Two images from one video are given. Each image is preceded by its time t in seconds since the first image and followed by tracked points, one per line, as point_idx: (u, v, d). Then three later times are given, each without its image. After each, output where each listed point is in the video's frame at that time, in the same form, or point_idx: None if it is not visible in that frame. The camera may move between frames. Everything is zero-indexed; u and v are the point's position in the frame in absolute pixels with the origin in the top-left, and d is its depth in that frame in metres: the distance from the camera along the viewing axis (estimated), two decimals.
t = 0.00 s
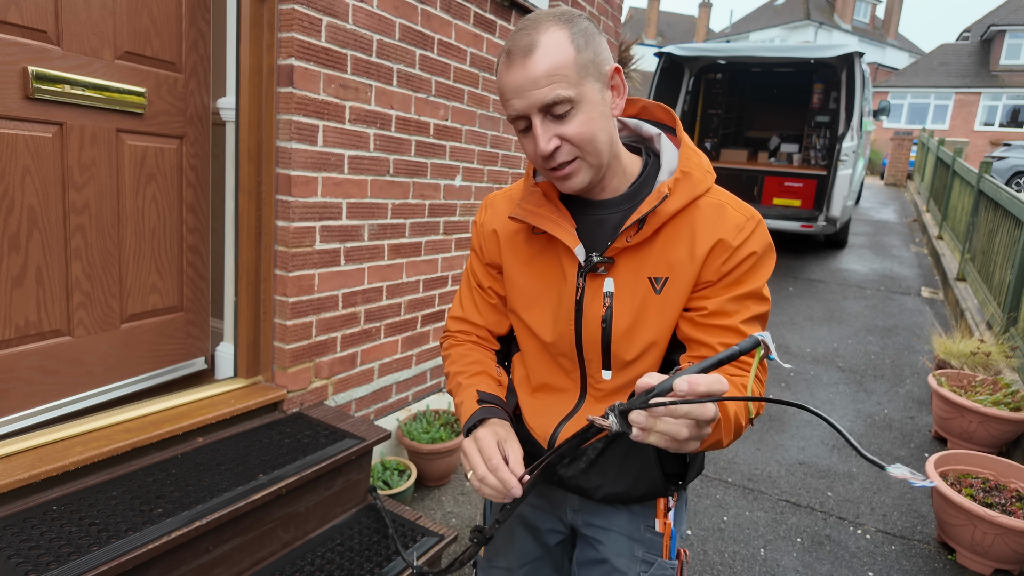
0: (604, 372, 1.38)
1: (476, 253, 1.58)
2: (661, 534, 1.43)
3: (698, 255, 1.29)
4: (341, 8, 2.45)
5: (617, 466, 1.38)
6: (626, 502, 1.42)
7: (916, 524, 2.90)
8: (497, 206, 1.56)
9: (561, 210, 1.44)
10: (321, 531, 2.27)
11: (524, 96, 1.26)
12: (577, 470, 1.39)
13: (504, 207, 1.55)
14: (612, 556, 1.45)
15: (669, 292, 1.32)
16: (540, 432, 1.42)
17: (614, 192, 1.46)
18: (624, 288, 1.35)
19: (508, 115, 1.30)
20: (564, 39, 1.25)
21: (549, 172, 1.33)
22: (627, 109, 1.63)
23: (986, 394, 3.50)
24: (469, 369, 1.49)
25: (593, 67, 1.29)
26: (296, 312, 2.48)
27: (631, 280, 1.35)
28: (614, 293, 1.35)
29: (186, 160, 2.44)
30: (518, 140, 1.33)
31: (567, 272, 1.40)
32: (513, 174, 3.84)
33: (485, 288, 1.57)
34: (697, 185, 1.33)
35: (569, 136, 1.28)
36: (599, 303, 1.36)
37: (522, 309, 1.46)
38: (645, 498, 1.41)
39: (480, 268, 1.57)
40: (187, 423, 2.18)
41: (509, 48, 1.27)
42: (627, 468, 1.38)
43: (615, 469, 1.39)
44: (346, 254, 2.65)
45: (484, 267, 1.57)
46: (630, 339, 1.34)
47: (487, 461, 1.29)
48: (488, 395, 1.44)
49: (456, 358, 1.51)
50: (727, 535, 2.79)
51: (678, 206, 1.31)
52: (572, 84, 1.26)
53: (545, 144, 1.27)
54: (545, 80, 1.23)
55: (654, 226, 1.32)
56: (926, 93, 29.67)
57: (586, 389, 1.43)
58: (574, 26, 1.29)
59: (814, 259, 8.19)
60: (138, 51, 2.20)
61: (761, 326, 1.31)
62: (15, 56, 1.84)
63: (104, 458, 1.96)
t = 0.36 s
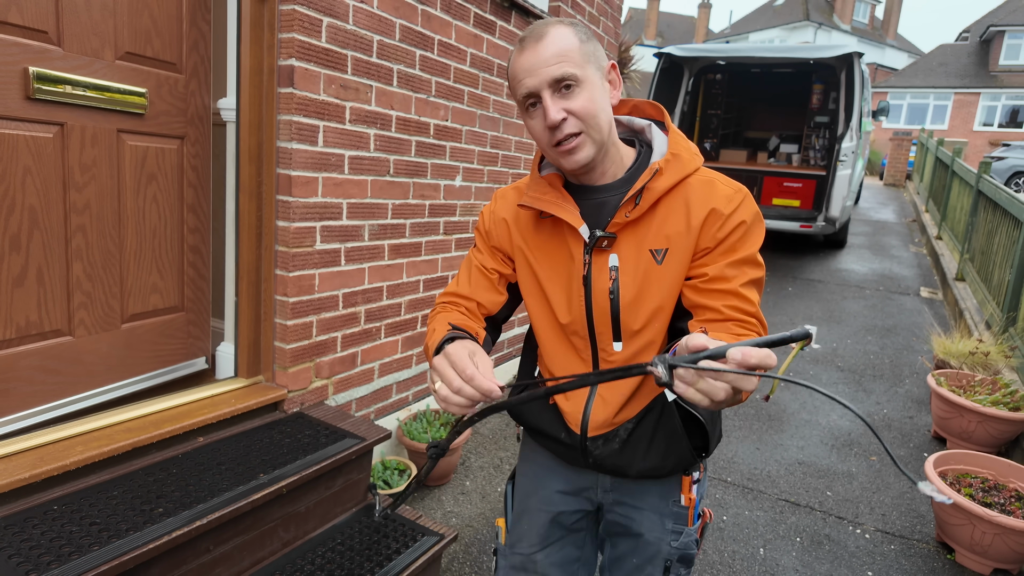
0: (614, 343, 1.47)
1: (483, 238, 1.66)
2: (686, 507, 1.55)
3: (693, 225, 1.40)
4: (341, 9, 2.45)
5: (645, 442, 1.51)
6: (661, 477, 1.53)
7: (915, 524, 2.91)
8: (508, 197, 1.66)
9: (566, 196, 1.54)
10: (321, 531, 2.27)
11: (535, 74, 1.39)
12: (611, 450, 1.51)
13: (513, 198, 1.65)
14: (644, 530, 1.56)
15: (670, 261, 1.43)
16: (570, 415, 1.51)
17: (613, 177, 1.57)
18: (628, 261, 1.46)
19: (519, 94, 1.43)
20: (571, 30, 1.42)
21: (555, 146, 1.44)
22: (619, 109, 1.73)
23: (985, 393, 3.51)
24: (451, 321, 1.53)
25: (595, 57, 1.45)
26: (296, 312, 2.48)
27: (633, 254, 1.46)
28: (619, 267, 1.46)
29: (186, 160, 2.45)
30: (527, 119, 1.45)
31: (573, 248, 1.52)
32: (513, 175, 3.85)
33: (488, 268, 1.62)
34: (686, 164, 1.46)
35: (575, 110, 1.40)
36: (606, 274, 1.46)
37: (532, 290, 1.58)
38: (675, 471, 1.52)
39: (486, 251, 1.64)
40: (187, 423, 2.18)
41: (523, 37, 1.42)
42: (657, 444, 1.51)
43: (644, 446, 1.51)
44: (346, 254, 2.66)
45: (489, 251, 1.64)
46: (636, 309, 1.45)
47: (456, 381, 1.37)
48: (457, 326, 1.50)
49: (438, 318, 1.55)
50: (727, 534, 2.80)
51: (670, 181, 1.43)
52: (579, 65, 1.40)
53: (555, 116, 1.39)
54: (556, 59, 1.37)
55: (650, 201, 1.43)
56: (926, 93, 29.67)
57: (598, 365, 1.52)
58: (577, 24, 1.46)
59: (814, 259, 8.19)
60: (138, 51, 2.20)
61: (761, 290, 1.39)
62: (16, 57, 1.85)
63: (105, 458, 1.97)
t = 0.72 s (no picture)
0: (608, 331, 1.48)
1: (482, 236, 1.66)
2: (683, 481, 1.55)
3: (679, 218, 1.43)
4: (341, 9, 2.45)
5: (643, 422, 1.51)
6: (661, 454, 1.55)
7: (915, 524, 2.91)
8: (506, 195, 1.67)
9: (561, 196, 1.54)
10: (321, 531, 2.28)
11: (540, 76, 1.40)
12: (608, 430, 1.52)
13: (513, 196, 1.65)
14: (643, 502, 1.57)
15: (658, 253, 1.45)
16: (567, 399, 1.52)
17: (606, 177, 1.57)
18: (618, 255, 1.47)
19: (523, 94, 1.43)
20: (576, 42, 1.46)
21: (556, 146, 1.43)
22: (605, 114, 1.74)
23: (984, 393, 3.51)
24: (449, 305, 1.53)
25: (594, 69, 1.48)
26: (296, 312, 2.49)
27: (624, 247, 1.47)
28: (610, 260, 1.47)
29: (186, 161, 2.45)
30: (529, 120, 1.45)
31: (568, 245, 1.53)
32: (513, 174, 3.85)
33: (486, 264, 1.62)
34: (669, 161, 1.48)
35: (577, 113, 1.42)
36: (598, 266, 1.48)
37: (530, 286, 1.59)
38: (673, 448, 1.53)
39: (487, 245, 1.64)
40: (187, 423, 2.18)
41: (530, 44, 1.44)
42: (653, 422, 1.51)
43: (643, 426, 1.51)
44: (346, 254, 2.66)
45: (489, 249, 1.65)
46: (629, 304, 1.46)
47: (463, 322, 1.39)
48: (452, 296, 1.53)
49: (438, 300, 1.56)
50: (726, 534, 2.80)
51: (656, 179, 1.45)
52: (581, 72, 1.43)
53: (558, 115, 1.40)
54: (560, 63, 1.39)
55: (639, 196, 1.44)
56: (926, 93, 29.69)
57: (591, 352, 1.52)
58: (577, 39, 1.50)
59: (813, 259, 8.19)
60: (139, 52, 2.20)
61: (741, 278, 1.43)
62: (16, 57, 1.85)
63: (105, 457, 1.97)
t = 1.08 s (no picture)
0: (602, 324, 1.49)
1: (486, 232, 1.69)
2: (679, 474, 1.55)
3: (668, 213, 1.42)
4: (341, 9, 2.45)
5: (638, 412, 1.51)
6: (656, 445, 1.54)
7: (915, 524, 2.91)
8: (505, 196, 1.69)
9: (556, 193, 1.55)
10: (321, 531, 2.28)
11: (528, 87, 1.41)
12: (604, 420, 1.52)
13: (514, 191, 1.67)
14: (639, 494, 1.56)
15: (647, 248, 1.44)
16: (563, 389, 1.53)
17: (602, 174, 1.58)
18: (610, 249, 1.48)
19: (513, 104, 1.44)
20: (562, 50, 1.45)
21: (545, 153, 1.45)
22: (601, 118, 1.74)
23: (984, 393, 3.51)
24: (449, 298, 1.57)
25: (583, 74, 1.47)
26: (296, 312, 2.49)
27: (615, 243, 1.47)
28: (603, 253, 1.48)
29: (186, 161, 2.45)
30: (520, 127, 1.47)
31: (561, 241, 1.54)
32: (513, 174, 3.85)
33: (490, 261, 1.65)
34: (659, 159, 1.47)
35: (565, 121, 1.42)
36: (591, 260, 1.49)
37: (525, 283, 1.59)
38: (668, 439, 1.53)
39: (489, 245, 1.68)
40: (187, 423, 2.18)
41: (518, 54, 1.45)
42: (647, 413, 1.51)
43: (639, 415, 1.51)
44: (346, 254, 2.66)
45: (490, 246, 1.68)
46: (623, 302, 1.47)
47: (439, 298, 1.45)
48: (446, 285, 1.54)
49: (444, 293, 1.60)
50: (726, 534, 2.80)
51: (645, 176, 1.44)
52: (569, 80, 1.42)
53: (545, 125, 1.40)
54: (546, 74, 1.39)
55: (628, 191, 1.44)
56: (926, 93, 29.70)
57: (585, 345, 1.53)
58: (567, 46, 1.49)
59: (813, 259, 8.19)
60: (139, 52, 2.20)
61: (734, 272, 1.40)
62: (16, 57, 1.85)
63: (104, 457, 1.97)
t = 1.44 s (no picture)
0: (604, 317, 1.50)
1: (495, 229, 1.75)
2: (680, 475, 1.54)
3: (673, 211, 1.42)
4: (342, 9, 2.45)
5: (638, 407, 1.50)
6: (655, 442, 1.53)
7: (915, 524, 2.91)
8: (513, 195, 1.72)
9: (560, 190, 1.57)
10: (321, 531, 2.28)
11: (504, 124, 1.43)
12: (604, 412, 1.52)
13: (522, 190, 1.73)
14: (638, 493, 1.57)
15: (650, 244, 1.44)
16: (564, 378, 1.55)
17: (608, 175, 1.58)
18: (613, 244, 1.48)
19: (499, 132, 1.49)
20: (541, 73, 1.40)
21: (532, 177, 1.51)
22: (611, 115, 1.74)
23: (984, 393, 3.51)
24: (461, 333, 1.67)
25: (563, 93, 1.42)
26: (296, 312, 2.49)
27: (618, 238, 1.48)
28: (605, 248, 1.48)
29: (187, 160, 2.45)
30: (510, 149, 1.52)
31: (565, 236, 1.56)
32: (513, 175, 3.85)
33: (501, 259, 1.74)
34: (665, 157, 1.47)
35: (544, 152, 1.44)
36: (593, 255, 1.49)
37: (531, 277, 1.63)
38: (667, 436, 1.53)
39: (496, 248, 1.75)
40: (187, 423, 2.18)
41: (498, 83, 1.44)
42: (648, 408, 1.50)
43: (639, 410, 1.50)
44: (346, 254, 2.66)
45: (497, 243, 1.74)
46: (627, 301, 1.47)
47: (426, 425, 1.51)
48: (450, 353, 1.61)
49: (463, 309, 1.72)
50: (726, 534, 2.80)
51: (649, 172, 1.44)
52: (544, 111, 1.40)
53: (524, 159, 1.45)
54: (517, 114, 1.40)
55: (631, 187, 1.45)
56: (926, 93, 29.70)
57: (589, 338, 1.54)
58: (547, 61, 1.42)
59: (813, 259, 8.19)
60: (139, 51, 2.20)
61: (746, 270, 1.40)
62: (16, 57, 1.85)
63: (104, 457, 1.97)
